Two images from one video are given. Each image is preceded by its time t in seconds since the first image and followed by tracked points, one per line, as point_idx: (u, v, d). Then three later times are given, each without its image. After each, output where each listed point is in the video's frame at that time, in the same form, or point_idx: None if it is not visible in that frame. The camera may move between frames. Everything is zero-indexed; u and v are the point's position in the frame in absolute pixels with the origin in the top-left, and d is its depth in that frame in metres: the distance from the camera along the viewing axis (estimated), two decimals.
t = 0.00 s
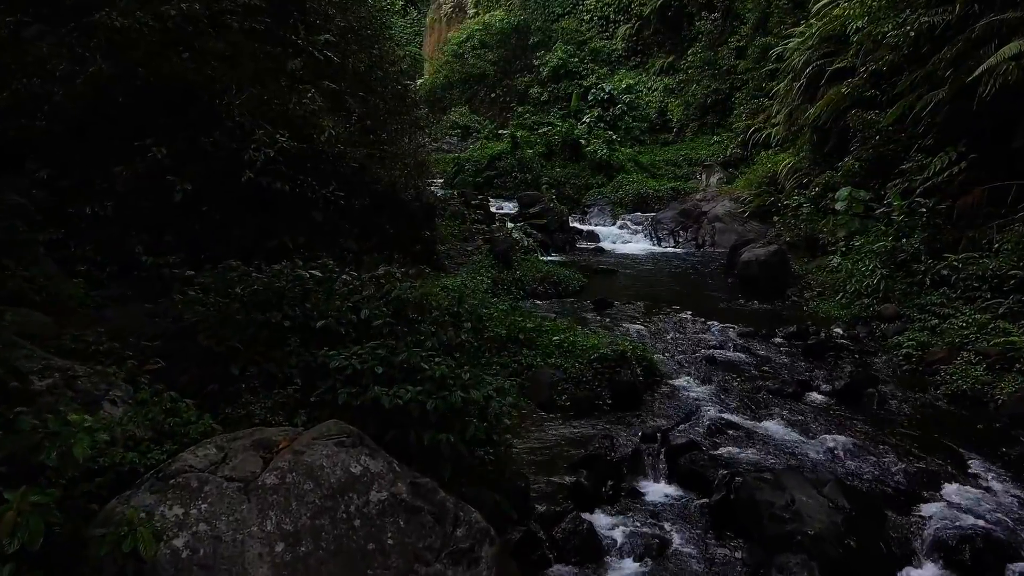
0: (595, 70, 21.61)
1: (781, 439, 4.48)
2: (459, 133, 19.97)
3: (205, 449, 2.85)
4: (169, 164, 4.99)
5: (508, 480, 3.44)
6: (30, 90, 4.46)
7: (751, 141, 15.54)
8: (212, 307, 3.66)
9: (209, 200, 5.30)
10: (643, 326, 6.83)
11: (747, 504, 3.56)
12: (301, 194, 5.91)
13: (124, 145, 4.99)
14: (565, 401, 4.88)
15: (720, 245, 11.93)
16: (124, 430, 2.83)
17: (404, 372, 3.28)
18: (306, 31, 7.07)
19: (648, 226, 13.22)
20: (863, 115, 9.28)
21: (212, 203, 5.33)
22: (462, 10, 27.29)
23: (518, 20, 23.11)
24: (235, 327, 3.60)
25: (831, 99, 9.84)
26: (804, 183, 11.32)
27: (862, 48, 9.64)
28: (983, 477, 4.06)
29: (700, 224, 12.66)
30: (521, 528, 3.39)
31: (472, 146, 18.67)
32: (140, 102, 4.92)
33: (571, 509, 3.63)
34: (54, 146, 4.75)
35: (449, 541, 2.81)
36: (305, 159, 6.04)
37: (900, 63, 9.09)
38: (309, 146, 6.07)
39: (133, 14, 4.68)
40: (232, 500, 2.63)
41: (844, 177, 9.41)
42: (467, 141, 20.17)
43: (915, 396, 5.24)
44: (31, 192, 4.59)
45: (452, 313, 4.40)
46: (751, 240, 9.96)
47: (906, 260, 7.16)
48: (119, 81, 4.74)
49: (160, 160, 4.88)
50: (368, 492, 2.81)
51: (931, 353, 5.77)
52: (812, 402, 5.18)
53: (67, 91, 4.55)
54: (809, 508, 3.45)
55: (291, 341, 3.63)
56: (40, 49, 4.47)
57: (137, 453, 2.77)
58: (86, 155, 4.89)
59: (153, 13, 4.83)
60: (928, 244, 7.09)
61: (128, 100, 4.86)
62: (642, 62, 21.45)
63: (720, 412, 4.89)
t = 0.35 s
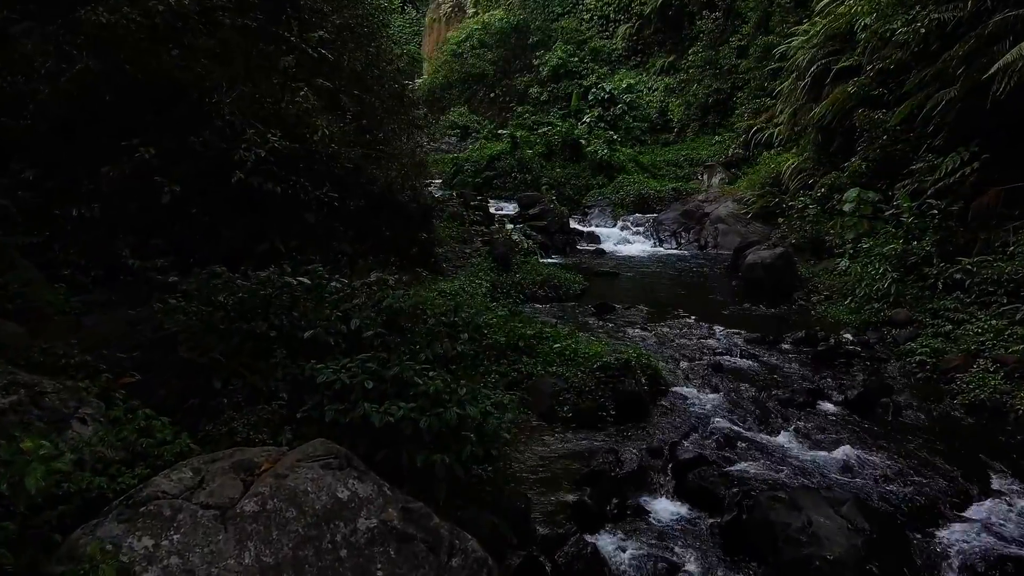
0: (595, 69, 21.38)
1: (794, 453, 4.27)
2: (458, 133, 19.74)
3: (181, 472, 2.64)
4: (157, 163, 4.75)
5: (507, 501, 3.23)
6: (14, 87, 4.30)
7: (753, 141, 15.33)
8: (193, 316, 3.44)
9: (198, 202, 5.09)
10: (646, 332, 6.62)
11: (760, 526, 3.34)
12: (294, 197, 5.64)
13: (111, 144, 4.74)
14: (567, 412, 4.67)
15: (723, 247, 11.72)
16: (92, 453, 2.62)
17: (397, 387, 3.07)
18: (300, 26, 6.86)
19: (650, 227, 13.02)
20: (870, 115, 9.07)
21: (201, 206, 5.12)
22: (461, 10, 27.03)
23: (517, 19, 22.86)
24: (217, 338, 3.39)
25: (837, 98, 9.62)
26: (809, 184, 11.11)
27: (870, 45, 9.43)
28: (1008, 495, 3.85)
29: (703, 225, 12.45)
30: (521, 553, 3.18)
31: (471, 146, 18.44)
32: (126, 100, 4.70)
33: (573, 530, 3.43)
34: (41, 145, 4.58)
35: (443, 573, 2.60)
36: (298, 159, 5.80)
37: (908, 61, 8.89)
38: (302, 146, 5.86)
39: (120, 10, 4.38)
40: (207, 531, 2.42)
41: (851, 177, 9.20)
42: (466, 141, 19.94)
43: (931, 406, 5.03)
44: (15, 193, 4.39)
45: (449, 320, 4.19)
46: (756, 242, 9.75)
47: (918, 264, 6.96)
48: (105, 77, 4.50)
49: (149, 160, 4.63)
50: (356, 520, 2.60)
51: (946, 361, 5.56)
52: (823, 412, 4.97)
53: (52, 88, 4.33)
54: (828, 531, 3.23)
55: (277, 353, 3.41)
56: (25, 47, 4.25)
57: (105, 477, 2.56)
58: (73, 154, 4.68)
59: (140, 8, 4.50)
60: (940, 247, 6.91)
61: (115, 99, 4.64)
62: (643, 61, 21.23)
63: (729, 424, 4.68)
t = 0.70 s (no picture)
0: (595, 70, 21.07)
1: (807, 468, 4.08)
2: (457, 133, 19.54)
3: (154, 497, 2.45)
4: (146, 164, 4.52)
5: (507, 523, 3.04)
6: None
7: (755, 141, 15.16)
8: (173, 325, 3.24)
9: (188, 203, 4.87)
10: (650, 338, 6.43)
11: (775, 548, 3.14)
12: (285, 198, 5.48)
13: (97, 144, 4.52)
14: (569, 423, 4.49)
15: (725, 248, 11.55)
16: (58, 476, 2.43)
17: (389, 403, 2.87)
18: (295, 23, 6.67)
19: (651, 228, 12.84)
20: (876, 114, 8.89)
21: (190, 206, 4.91)
22: (460, 9, 26.77)
23: (516, 19, 22.67)
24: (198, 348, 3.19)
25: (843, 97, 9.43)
26: (813, 185, 10.93)
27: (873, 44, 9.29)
28: None
29: (705, 226, 12.27)
30: None
31: (470, 146, 18.25)
32: (113, 98, 4.48)
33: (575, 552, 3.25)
34: (29, 147, 4.37)
35: None
36: (291, 160, 5.60)
37: (916, 59, 8.70)
38: (296, 146, 5.66)
39: (107, 6, 4.25)
40: (179, 564, 2.22)
41: (857, 177, 9.02)
42: (465, 141, 19.75)
43: (947, 415, 4.85)
44: None
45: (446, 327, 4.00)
46: (760, 244, 9.57)
47: (928, 266, 6.78)
48: (92, 76, 4.31)
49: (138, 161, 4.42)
50: (342, 549, 2.40)
51: (961, 368, 5.37)
52: (835, 422, 4.79)
53: (38, 87, 4.17)
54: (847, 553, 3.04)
55: (263, 364, 3.22)
56: (12, 43, 4.07)
57: (71, 504, 2.37)
58: (59, 155, 4.46)
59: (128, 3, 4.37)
60: (951, 249, 6.73)
61: (101, 97, 4.43)
62: (643, 61, 21.05)
63: (737, 435, 4.50)
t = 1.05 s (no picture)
0: (594, 69, 20.87)
1: (822, 484, 3.88)
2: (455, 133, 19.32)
3: (121, 528, 2.25)
4: (132, 164, 4.29)
5: (505, 549, 2.84)
6: None
7: (757, 141, 14.96)
8: (149, 336, 3.04)
9: (176, 205, 4.61)
10: (653, 344, 6.22)
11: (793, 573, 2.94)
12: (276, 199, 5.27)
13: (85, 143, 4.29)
14: (572, 437, 4.27)
15: (728, 250, 11.35)
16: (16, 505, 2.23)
17: (379, 421, 2.66)
18: (287, 19, 6.46)
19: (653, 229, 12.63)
20: (884, 113, 8.70)
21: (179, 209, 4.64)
22: (458, 10, 26.49)
23: (515, 18, 22.45)
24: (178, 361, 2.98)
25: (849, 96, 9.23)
26: (818, 185, 10.73)
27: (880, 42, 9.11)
28: None
29: (707, 227, 12.07)
30: None
31: (469, 146, 18.03)
32: (100, 96, 4.24)
33: None
34: (10, 146, 4.11)
35: None
36: (282, 160, 5.39)
37: (925, 56, 8.49)
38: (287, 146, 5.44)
39: None
40: None
41: (864, 178, 8.82)
42: (463, 141, 19.53)
43: (964, 426, 4.66)
44: None
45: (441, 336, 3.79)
46: (764, 246, 9.37)
47: (940, 270, 6.58)
48: (78, 72, 4.07)
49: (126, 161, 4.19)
50: None
51: (977, 376, 5.18)
52: (847, 433, 4.59)
53: (22, 84, 3.93)
54: None
55: (245, 378, 3.01)
56: None
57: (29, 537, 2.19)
58: (44, 156, 4.24)
59: None
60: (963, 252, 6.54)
61: (88, 95, 4.20)
62: (643, 61, 20.85)
63: (747, 448, 4.29)
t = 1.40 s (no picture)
0: (594, 68, 20.64)
1: (838, 503, 3.67)
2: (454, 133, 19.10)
3: (80, 564, 2.06)
4: (120, 164, 4.15)
5: None
6: None
7: (759, 141, 14.76)
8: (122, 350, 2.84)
9: (163, 207, 4.40)
10: (657, 350, 6.02)
11: None
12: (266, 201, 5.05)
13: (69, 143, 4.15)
14: (574, 451, 4.07)
15: (731, 252, 11.15)
16: None
17: (367, 442, 2.47)
18: (280, 14, 6.25)
19: (654, 230, 12.43)
20: (891, 112, 8.50)
21: (166, 212, 4.43)
22: (457, 9, 26.24)
23: (515, 17, 22.23)
24: (148, 376, 2.78)
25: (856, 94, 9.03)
26: (823, 185, 10.53)
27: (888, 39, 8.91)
28: None
29: (710, 228, 11.87)
30: None
31: (468, 147, 17.80)
32: (84, 97, 4.09)
33: None
34: None
35: None
36: (273, 161, 5.17)
37: (935, 53, 8.29)
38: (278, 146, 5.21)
39: None
40: None
41: (871, 178, 8.62)
42: (462, 141, 19.31)
43: (985, 438, 4.45)
44: None
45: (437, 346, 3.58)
46: (769, 247, 9.17)
47: (953, 273, 6.38)
48: (63, 70, 3.90)
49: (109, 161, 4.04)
50: None
51: (995, 384, 4.98)
52: (862, 445, 4.39)
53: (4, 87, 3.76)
54: None
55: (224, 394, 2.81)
56: None
57: None
58: (29, 156, 4.07)
59: None
60: (976, 255, 6.35)
61: (72, 94, 4.04)
62: (643, 60, 20.65)
63: (757, 463, 4.09)
